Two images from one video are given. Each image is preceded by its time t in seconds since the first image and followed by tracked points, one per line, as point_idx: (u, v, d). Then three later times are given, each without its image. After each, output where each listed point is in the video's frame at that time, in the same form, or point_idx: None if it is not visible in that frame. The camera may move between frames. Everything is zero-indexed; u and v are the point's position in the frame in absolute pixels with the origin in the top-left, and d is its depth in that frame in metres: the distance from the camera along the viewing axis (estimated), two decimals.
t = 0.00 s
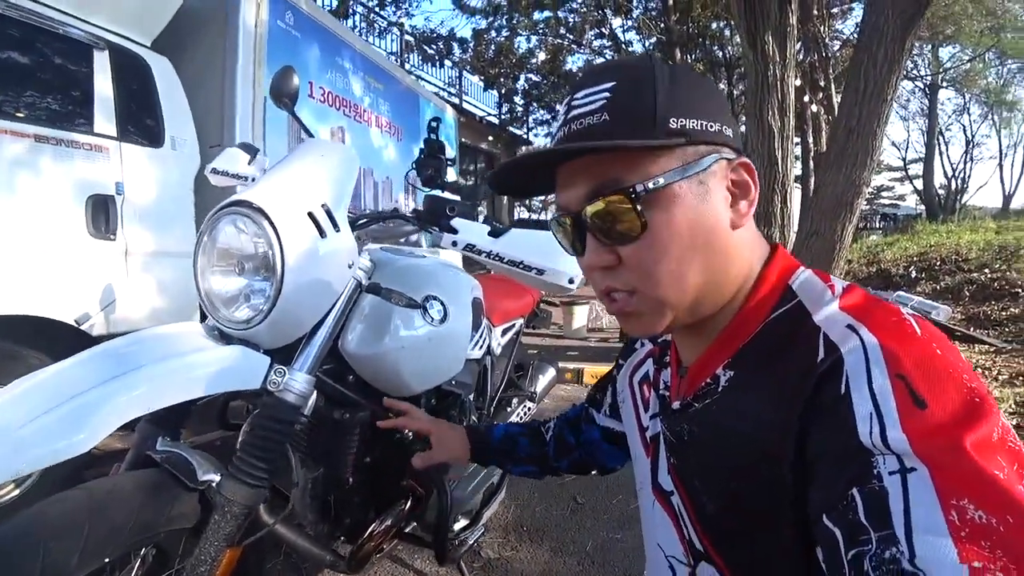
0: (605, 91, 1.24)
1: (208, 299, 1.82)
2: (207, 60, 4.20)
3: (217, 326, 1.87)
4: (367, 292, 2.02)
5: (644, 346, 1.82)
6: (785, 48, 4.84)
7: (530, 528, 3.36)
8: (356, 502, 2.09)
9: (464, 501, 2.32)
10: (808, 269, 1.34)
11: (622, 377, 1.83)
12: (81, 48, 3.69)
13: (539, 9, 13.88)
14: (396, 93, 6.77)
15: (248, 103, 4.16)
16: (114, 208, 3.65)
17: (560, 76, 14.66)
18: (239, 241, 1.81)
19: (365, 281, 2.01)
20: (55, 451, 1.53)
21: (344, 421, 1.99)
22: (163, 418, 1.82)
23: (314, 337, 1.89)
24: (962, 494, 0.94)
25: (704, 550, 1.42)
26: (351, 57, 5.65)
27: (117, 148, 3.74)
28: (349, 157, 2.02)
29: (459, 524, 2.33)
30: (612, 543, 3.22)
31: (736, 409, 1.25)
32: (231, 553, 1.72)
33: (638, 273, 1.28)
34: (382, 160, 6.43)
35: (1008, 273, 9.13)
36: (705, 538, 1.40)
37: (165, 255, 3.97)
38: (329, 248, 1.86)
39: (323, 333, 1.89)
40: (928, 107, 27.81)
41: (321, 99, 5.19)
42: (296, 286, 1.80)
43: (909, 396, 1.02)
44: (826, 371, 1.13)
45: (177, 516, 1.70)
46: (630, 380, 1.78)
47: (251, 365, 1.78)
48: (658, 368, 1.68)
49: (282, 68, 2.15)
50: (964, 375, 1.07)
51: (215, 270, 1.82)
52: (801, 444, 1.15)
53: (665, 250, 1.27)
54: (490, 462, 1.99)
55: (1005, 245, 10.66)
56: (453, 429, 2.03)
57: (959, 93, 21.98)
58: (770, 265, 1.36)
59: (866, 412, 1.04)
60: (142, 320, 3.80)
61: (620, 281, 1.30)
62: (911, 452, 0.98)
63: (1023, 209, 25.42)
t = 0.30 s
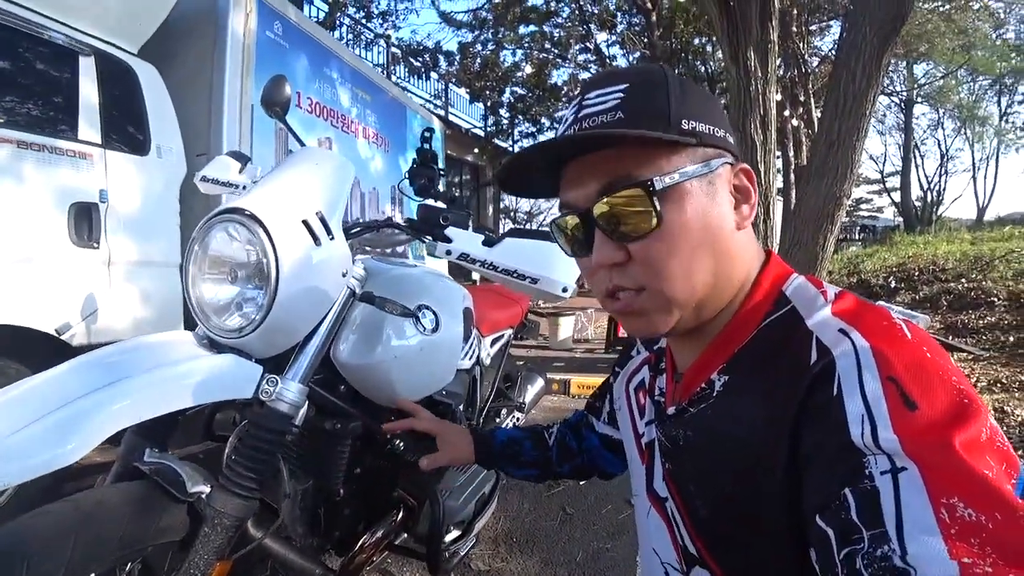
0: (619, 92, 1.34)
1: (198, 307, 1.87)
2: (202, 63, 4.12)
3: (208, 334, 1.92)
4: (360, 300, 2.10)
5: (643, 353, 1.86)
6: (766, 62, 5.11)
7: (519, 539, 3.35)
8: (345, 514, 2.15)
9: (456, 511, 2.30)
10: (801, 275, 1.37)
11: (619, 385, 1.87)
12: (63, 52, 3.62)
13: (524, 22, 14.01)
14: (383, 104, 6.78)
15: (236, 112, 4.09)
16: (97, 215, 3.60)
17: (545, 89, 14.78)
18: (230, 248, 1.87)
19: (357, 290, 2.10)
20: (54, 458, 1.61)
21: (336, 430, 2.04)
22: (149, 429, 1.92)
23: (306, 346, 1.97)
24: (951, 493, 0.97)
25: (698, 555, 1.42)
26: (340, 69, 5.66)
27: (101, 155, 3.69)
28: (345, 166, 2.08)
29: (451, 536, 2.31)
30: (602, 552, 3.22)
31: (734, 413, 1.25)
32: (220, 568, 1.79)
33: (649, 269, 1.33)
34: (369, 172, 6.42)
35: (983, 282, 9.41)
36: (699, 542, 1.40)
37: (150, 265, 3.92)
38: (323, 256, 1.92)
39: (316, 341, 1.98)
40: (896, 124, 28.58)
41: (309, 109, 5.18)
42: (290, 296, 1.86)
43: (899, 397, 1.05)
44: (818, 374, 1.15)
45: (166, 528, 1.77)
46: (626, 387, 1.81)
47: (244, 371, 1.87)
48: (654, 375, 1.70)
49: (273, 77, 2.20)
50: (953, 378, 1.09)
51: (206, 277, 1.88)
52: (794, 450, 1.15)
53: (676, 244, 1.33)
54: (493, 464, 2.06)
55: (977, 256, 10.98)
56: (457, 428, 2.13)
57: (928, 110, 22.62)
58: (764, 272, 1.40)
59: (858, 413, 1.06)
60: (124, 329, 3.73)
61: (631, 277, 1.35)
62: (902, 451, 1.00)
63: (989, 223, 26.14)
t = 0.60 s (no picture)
0: (611, 92, 1.36)
1: (185, 306, 1.86)
2: (194, 64, 4.09)
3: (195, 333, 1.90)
4: (348, 301, 2.09)
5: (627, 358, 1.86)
6: (755, 72, 5.16)
7: (507, 542, 3.34)
8: (331, 516, 2.16)
9: (443, 514, 2.30)
10: (784, 278, 1.39)
11: (603, 389, 1.88)
12: (51, 49, 3.60)
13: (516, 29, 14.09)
14: (374, 109, 6.80)
15: (226, 113, 4.08)
16: (83, 215, 3.57)
17: (537, 95, 14.85)
18: (218, 246, 1.85)
19: (347, 290, 2.09)
20: (42, 453, 1.59)
21: (323, 431, 2.03)
22: (133, 429, 1.89)
23: (294, 346, 1.96)
24: (933, 492, 0.97)
25: (686, 559, 1.42)
26: (332, 72, 5.66)
27: (89, 155, 3.67)
28: (335, 167, 2.08)
29: (437, 538, 2.29)
30: (591, 556, 3.21)
31: (719, 414, 1.26)
32: (205, 568, 1.77)
33: (644, 268, 1.34)
34: (359, 175, 6.42)
35: (967, 290, 9.54)
36: (687, 546, 1.40)
37: (137, 265, 3.89)
38: (310, 257, 1.91)
39: (303, 340, 1.96)
40: (880, 139, 28.97)
41: (299, 111, 5.18)
42: (278, 295, 1.85)
43: (880, 398, 1.06)
44: (801, 377, 1.15)
45: (149, 528, 1.75)
46: (611, 392, 1.81)
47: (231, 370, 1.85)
48: (639, 379, 1.71)
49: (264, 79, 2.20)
50: (934, 379, 1.10)
51: (193, 276, 1.87)
52: (779, 451, 1.16)
53: (672, 242, 1.34)
54: (486, 463, 2.03)
55: (961, 265, 11.13)
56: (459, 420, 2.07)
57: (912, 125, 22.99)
58: (747, 275, 1.41)
59: (841, 415, 1.07)
60: (109, 330, 3.70)
61: (626, 276, 1.35)
62: (884, 451, 1.01)
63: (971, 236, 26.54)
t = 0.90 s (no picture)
0: (608, 88, 1.37)
1: (172, 304, 1.84)
2: (185, 64, 4.08)
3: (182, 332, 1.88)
4: (334, 301, 2.08)
5: (613, 360, 1.86)
6: (745, 79, 5.26)
7: (494, 546, 3.31)
8: (317, 518, 2.13)
9: (430, 516, 2.29)
10: (771, 279, 1.39)
11: (589, 391, 1.87)
12: (39, 46, 3.58)
13: (509, 34, 14.16)
14: (365, 112, 6.81)
15: (216, 113, 4.07)
16: (69, 214, 3.54)
17: (528, 100, 14.93)
18: (206, 244, 1.83)
19: (333, 290, 2.08)
20: (20, 450, 1.56)
21: (309, 432, 2.01)
22: (115, 428, 1.87)
23: (279, 346, 1.94)
24: (921, 493, 0.96)
25: (673, 560, 1.40)
26: (323, 74, 5.65)
27: (76, 153, 3.64)
28: (323, 167, 2.08)
29: (424, 540, 2.26)
30: (579, 559, 3.19)
31: (708, 414, 1.25)
32: (189, 568, 1.73)
33: (640, 267, 1.34)
34: (349, 177, 6.42)
35: (953, 296, 9.64)
36: (674, 547, 1.38)
37: (124, 265, 3.86)
38: (296, 256, 1.90)
39: (289, 340, 1.95)
40: (868, 151, 29.29)
41: (290, 112, 5.17)
42: (266, 293, 1.83)
43: (868, 398, 1.05)
44: (789, 379, 1.14)
45: (131, 529, 1.73)
46: (598, 394, 1.80)
47: (217, 368, 1.83)
48: (626, 380, 1.70)
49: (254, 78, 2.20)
50: (920, 381, 1.10)
51: (179, 274, 1.84)
52: (768, 451, 1.15)
53: (669, 241, 1.34)
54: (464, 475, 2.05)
55: (948, 271, 11.23)
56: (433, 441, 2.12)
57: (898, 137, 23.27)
58: (736, 276, 1.41)
59: (829, 416, 1.06)
60: (95, 331, 3.66)
61: (622, 274, 1.35)
62: (872, 452, 1.00)
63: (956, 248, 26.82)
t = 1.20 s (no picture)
0: (599, 91, 1.37)
1: (159, 303, 1.83)
2: (175, 61, 4.06)
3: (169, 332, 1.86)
4: (325, 300, 2.06)
5: (606, 361, 1.87)
6: (736, 84, 5.35)
7: (484, 547, 3.31)
8: (307, 520, 2.14)
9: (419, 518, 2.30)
10: (764, 281, 1.38)
11: (583, 392, 1.88)
12: (28, 41, 3.55)
13: (502, 35, 14.21)
14: (358, 111, 6.79)
15: (207, 111, 4.04)
16: (57, 211, 3.51)
17: (521, 102, 14.97)
18: (194, 243, 1.82)
19: (323, 290, 2.06)
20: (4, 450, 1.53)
21: (299, 432, 2.00)
22: (102, 428, 1.85)
23: (269, 344, 1.92)
24: (914, 494, 0.94)
25: (667, 560, 1.39)
26: (315, 73, 5.64)
27: (64, 150, 3.60)
28: (314, 166, 2.06)
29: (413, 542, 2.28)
30: (569, 561, 3.19)
31: (701, 417, 1.24)
32: (175, 568, 1.69)
33: (627, 270, 1.34)
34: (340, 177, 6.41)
35: (940, 300, 9.75)
36: (668, 548, 1.37)
37: (111, 262, 3.82)
38: (287, 255, 1.88)
39: (279, 339, 1.93)
40: (855, 157, 29.60)
41: (282, 111, 5.15)
42: (254, 293, 1.82)
43: (862, 399, 1.04)
44: (783, 381, 1.13)
45: (117, 529, 1.70)
46: (591, 395, 1.81)
47: (205, 366, 1.81)
48: (619, 381, 1.70)
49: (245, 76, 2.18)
50: (913, 384, 1.09)
51: (167, 272, 1.83)
52: (762, 452, 1.13)
53: (656, 246, 1.34)
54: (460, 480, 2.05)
55: (934, 275, 11.36)
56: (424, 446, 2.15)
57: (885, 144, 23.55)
58: (728, 277, 1.41)
59: (823, 417, 1.05)
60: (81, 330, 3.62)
61: (608, 278, 1.35)
62: (866, 453, 0.99)
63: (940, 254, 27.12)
